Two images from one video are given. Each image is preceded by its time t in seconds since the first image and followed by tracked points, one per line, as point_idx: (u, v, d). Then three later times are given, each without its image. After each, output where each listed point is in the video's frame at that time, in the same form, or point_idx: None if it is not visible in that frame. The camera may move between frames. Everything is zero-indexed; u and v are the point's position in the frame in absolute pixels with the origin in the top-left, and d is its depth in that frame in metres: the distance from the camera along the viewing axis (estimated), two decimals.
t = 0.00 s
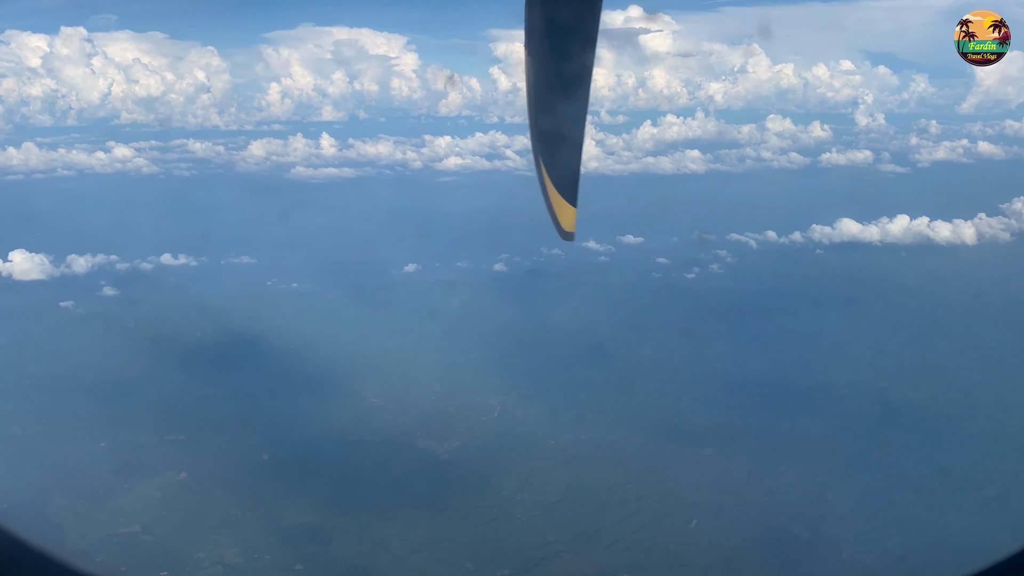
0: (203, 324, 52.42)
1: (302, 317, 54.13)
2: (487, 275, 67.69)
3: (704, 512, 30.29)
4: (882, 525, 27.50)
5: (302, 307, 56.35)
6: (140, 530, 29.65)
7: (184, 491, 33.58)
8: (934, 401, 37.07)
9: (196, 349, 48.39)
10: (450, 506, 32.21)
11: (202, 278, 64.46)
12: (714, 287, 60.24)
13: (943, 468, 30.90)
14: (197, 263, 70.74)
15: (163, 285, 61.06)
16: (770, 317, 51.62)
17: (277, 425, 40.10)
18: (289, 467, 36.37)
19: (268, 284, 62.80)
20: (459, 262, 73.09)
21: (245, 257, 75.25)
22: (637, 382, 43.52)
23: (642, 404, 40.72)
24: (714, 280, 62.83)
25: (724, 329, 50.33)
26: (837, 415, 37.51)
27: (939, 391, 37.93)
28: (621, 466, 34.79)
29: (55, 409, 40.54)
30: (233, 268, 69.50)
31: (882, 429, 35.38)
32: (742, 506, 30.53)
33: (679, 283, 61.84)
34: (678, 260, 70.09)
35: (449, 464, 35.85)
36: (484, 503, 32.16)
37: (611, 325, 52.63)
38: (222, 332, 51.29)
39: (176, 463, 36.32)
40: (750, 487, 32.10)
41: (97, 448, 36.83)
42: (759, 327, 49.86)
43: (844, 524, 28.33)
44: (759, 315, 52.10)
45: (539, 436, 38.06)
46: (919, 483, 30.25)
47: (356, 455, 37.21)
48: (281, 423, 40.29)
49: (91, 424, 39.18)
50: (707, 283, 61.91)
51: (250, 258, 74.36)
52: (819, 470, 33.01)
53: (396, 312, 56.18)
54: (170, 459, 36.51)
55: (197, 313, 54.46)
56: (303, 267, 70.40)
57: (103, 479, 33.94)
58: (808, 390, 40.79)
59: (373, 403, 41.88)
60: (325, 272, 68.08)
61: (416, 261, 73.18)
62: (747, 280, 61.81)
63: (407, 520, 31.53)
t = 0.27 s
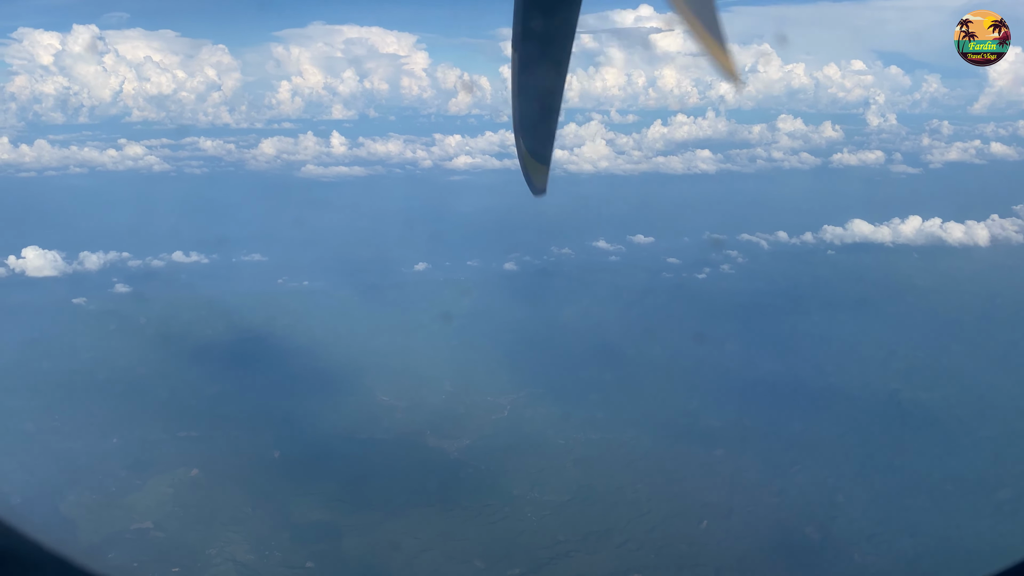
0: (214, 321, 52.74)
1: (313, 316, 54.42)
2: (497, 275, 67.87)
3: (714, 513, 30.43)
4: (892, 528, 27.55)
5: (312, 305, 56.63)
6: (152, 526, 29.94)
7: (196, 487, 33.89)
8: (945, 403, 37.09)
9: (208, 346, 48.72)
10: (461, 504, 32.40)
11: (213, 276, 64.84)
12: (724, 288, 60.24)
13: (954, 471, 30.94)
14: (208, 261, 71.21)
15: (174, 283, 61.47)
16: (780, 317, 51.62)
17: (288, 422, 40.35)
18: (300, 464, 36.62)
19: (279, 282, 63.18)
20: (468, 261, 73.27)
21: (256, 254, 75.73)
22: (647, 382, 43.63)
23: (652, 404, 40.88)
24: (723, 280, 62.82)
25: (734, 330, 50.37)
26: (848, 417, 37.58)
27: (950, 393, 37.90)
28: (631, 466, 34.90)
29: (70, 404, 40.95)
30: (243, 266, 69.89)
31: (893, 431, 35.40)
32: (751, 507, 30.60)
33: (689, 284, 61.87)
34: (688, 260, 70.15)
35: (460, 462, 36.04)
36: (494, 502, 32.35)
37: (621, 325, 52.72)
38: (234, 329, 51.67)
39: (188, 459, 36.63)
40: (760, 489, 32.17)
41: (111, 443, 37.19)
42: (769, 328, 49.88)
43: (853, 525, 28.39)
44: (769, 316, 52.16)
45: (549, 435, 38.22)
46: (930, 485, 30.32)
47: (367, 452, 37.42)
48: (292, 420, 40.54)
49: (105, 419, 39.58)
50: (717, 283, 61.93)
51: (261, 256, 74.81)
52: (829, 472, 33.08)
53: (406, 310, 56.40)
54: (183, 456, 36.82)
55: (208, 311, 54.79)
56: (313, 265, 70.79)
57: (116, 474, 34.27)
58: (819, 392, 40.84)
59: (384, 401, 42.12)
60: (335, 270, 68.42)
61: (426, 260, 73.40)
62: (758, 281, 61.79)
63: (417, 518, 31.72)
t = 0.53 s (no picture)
0: (223, 320, 52.96)
1: (322, 315, 54.56)
2: (506, 275, 67.95)
3: (724, 515, 30.42)
4: (901, 532, 27.53)
5: (321, 305, 56.79)
6: (163, 523, 30.03)
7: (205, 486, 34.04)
8: (956, 407, 36.99)
9: (218, 345, 48.91)
10: (471, 505, 32.45)
11: (223, 275, 65.08)
12: (734, 290, 60.18)
13: (964, 475, 30.88)
14: (218, 260, 71.51)
15: (184, 281, 61.77)
16: (790, 320, 51.57)
17: (298, 421, 40.51)
18: (309, 463, 36.79)
19: (288, 281, 63.45)
20: (477, 261, 73.35)
21: (266, 254, 76.03)
22: (657, 384, 43.63)
23: (661, 406, 40.89)
24: (733, 282, 62.76)
25: (743, 331, 50.30)
26: (857, 420, 37.54)
27: (961, 397, 37.83)
28: (640, 469, 34.91)
29: (81, 401, 41.23)
30: (253, 265, 70.13)
31: (902, 435, 35.39)
32: (761, 510, 30.55)
33: (699, 285, 61.83)
34: (697, 262, 70.08)
35: (469, 463, 36.11)
36: (503, 502, 32.39)
37: (631, 326, 52.72)
38: (244, 328, 51.91)
39: (198, 457, 36.80)
40: (769, 491, 32.18)
41: (122, 441, 37.40)
42: (779, 331, 49.81)
43: (863, 529, 28.36)
44: (778, 318, 52.09)
45: (558, 436, 38.28)
46: (940, 489, 30.27)
47: (377, 451, 37.57)
48: (302, 418, 40.69)
49: (116, 417, 39.83)
50: (726, 285, 61.85)
51: (270, 255, 75.06)
52: (838, 475, 33.07)
53: (415, 311, 56.55)
54: (193, 454, 36.99)
55: (217, 309, 55.01)
56: (322, 265, 71.04)
57: (127, 472, 34.44)
58: (828, 395, 40.78)
59: (393, 400, 42.23)
60: (344, 270, 68.63)
61: (435, 260, 73.52)
62: (767, 283, 61.75)
63: (426, 518, 31.81)
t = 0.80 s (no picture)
0: (233, 320, 53.19)
1: (331, 316, 54.76)
2: (515, 277, 68.08)
3: (733, 519, 30.41)
4: (912, 538, 27.47)
5: (330, 306, 56.99)
6: (172, 523, 30.05)
7: (215, 486, 34.21)
8: (967, 413, 36.91)
9: (228, 345, 49.12)
10: (479, 507, 32.53)
11: (233, 275, 65.37)
12: (743, 293, 60.15)
13: (975, 480, 30.82)
14: (228, 260, 71.85)
15: (194, 281, 62.08)
16: (799, 324, 51.52)
17: (308, 422, 40.66)
18: (319, 463, 36.92)
19: (298, 282, 63.65)
20: (486, 263, 73.46)
21: (275, 254, 76.31)
22: (665, 388, 43.65)
23: (670, 410, 40.90)
24: (742, 285, 62.74)
25: (753, 335, 50.30)
26: (867, 425, 37.49)
27: (972, 403, 37.74)
28: (649, 472, 34.94)
29: (92, 399, 41.43)
30: (262, 266, 70.45)
31: (912, 440, 35.33)
32: (770, 515, 30.55)
33: (708, 288, 61.82)
34: (707, 264, 69.96)
35: (478, 465, 36.18)
36: (512, 505, 32.42)
37: (639, 330, 52.76)
38: (253, 329, 52.10)
39: (208, 457, 36.96)
40: (778, 496, 32.17)
41: (133, 440, 37.57)
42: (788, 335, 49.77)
43: (873, 534, 28.32)
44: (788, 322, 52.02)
45: (567, 439, 38.34)
46: (950, 495, 30.22)
47: (386, 453, 37.69)
48: (311, 419, 40.84)
49: (127, 416, 40.02)
50: (735, 288, 61.77)
51: (280, 256, 75.35)
52: (848, 480, 33.05)
53: (424, 312, 56.71)
54: (203, 454, 37.17)
55: (227, 310, 55.26)
56: (331, 266, 71.21)
57: (137, 471, 34.58)
58: (838, 399, 40.74)
59: (402, 402, 42.32)
60: (353, 271, 68.78)
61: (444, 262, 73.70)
62: (777, 286, 61.69)
63: (435, 520, 31.90)
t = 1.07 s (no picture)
0: (242, 322, 53.52)
1: (340, 318, 55.03)
2: (523, 280, 68.29)
3: (742, 524, 30.44)
4: (921, 543, 27.47)
5: (339, 308, 57.28)
6: (182, 523, 30.08)
7: (225, 487, 34.42)
8: (976, 419, 36.89)
9: (237, 347, 49.43)
10: (488, 509, 32.65)
11: (242, 277, 65.75)
12: (752, 297, 60.20)
13: (984, 486, 30.81)
14: (237, 262, 72.28)
15: (204, 283, 62.47)
16: (807, 328, 51.52)
17: (317, 423, 40.87)
18: (328, 465, 37.13)
19: (307, 284, 63.94)
20: (494, 266, 73.68)
21: (284, 256, 76.70)
22: (673, 392, 43.76)
23: (679, 415, 40.94)
24: (751, 290, 62.79)
25: (761, 339, 50.37)
26: (877, 430, 37.49)
27: (981, 409, 37.72)
28: (657, 476, 35.05)
29: (103, 399, 41.68)
30: (271, 267, 70.82)
31: (921, 445, 35.34)
32: (778, 519, 30.59)
33: (716, 292, 61.89)
34: (716, 268, 69.89)
35: (486, 467, 36.32)
36: (521, 507, 32.49)
37: (647, 333, 52.87)
38: (263, 330, 52.38)
39: (217, 457, 37.21)
40: (786, 501, 32.21)
41: (144, 441, 37.77)
42: (796, 339, 49.80)
43: (881, 538, 28.34)
44: (797, 326, 52.02)
45: (575, 442, 38.47)
46: (959, 500, 30.22)
47: (394, 454, 37.86)
48: (321, 421, 41.07)
49: (137, 416, 40.24)
50: (745, 293, 61.78)
51: (288, 258, 75.74)
52: (856, 485, 33.07)
53: (432, 315, 56.96)
54: (212, 455, 37.42)
55: (236, 311, 55.60)
56: (341, 269, 71.50)
57: (148, 471, 34.75)
58: (847, 405, 40.81)
59: (411, 404, 42.48)
60: (362, 273, 69.04)
61: (452, 265, 73.96)
62: (785, 291, 61.68)
63: (444, 521, 32.03)
